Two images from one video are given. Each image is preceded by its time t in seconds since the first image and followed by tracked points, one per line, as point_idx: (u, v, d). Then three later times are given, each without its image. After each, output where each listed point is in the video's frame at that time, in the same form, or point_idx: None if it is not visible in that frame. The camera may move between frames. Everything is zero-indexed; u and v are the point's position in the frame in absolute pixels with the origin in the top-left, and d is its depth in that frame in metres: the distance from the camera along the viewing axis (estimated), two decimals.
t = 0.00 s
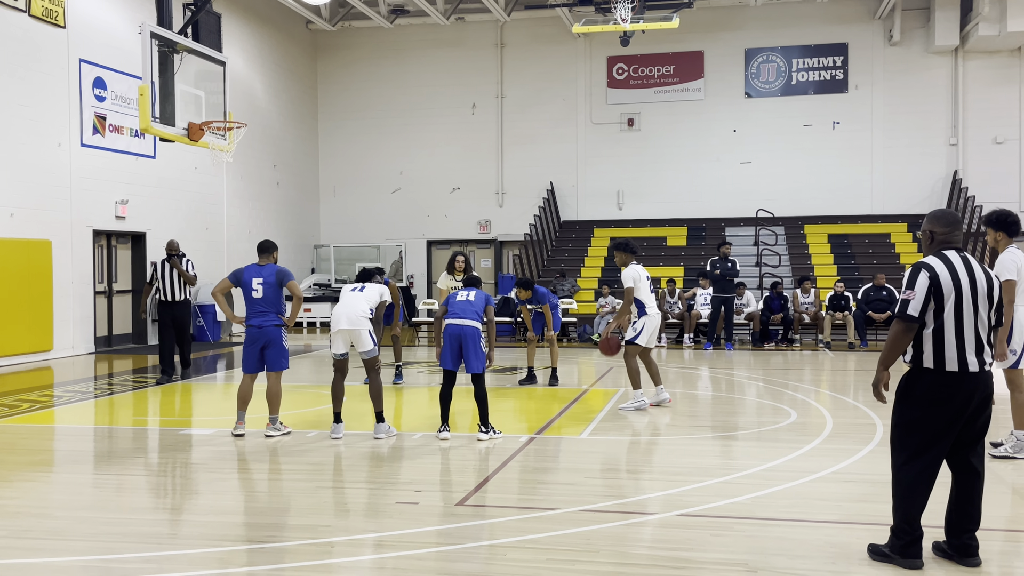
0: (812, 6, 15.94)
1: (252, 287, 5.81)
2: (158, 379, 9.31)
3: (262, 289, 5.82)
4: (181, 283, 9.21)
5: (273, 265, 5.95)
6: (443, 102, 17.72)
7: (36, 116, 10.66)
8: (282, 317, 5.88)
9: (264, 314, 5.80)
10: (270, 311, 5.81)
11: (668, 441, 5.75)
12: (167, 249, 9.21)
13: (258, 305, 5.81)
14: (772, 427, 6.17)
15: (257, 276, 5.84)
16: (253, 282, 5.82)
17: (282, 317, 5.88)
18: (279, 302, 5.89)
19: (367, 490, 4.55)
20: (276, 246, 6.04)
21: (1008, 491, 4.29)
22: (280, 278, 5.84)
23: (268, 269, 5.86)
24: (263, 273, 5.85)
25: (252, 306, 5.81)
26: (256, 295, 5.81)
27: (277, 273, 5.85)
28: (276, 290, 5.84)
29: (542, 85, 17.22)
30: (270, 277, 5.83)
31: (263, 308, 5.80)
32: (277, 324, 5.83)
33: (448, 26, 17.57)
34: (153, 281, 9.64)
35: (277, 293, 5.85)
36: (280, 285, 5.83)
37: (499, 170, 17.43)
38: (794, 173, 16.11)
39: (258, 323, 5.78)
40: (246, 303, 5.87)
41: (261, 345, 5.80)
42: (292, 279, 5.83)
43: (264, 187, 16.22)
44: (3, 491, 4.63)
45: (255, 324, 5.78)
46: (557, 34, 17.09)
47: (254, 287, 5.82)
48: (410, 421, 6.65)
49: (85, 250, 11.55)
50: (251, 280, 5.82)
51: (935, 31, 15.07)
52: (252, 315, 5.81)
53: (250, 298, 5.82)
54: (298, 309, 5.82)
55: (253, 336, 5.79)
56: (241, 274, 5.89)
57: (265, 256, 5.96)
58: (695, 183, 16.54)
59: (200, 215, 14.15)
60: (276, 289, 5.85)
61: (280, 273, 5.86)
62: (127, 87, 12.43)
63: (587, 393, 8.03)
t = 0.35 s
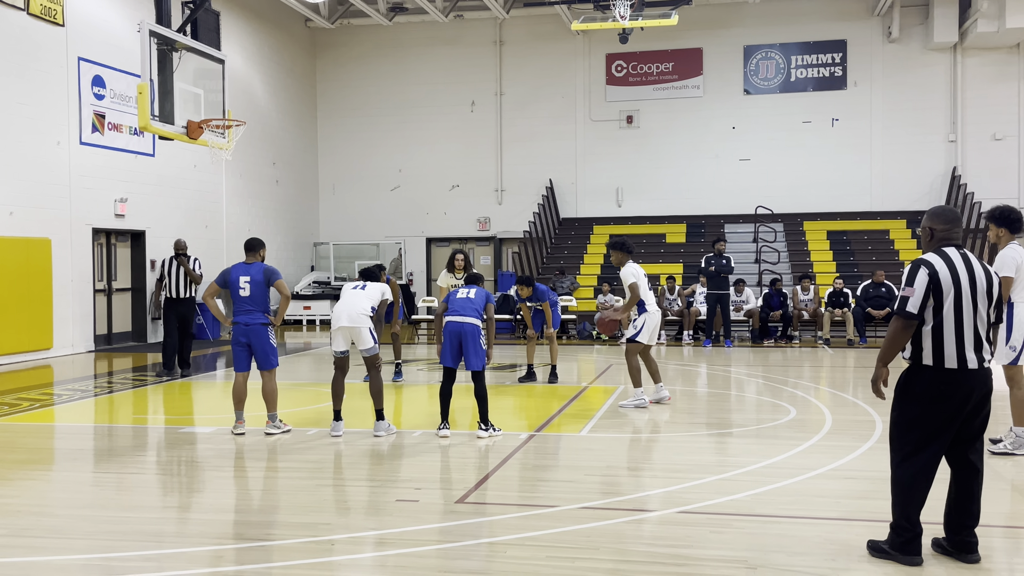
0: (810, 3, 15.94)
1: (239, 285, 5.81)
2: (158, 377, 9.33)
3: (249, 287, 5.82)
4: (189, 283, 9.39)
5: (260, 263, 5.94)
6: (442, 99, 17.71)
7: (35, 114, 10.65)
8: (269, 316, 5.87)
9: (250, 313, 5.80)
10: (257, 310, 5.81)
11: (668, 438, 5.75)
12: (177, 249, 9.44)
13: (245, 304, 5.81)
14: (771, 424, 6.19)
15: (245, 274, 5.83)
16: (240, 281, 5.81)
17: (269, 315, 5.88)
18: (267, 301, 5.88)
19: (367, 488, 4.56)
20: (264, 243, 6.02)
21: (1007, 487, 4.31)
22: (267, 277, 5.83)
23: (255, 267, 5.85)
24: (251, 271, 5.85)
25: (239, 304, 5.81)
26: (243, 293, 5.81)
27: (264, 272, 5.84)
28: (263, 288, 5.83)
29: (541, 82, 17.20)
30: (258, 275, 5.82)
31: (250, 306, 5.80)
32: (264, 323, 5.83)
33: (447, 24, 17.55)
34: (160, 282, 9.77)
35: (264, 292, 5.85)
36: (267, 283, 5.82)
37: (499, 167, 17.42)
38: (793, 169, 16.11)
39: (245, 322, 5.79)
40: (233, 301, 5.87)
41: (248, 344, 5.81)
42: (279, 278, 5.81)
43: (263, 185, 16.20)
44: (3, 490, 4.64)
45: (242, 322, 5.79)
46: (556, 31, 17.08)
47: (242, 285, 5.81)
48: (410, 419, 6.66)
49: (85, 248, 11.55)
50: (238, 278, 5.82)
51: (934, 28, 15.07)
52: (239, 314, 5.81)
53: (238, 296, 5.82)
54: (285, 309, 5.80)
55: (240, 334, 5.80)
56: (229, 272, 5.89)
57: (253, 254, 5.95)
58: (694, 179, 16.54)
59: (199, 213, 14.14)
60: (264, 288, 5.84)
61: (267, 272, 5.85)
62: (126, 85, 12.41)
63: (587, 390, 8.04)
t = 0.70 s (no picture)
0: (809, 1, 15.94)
1: (230, 284, 5.82)
2: (157, 376, 9.32)
3: (239, 286, 5.82)
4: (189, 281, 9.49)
5: (252, 263, 5.94)
6: (441, 98, 17.70)
7: (34, 113, 10.64)
8: (260, 315, 5.86)
9: (240, 312, 5.79)
10: (247, 310, 5.80)
11: (667, 437, 5.75)
12: (178, 248, 9.56)
13: (236, 303, 5.81)
14: (771, 423, 6.18)
15: (236, 274, 5.84)
16: (231, 280, 5.83)
17: (260, 315, 5.86)
18: (258, 300, 5.87)
19: (367, 487, 4.56)
20: (258, 243, 6.03)
21: (1006, 486, 4.31)
22: (257, 276, 5.82)
23: (246, 266, 5.85)
24: (241, 271, 5.85)
25: (230, 303, 5.82)
26: (234, 292, 5.81)
27: (254, 271, 5.84)
28: (253, 287, 5.83)
29: (540, 81, 17.20)
30: (247, 274, 5.82)
31: (239, 306, 5.79)
32: (254, 322, 5.81)
33: (446, 23, 17.55)
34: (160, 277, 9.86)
35: (254, 292, 5.83)
36: (256, 282, 5.81)
37: (498, 166, 17.42)
38: (792, 168, 16.11)
39: (234, 321, 5.78)
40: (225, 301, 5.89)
41: (239, 344, 5.81)
42: (268, 277, 5.79)
43: (262, 184, 16.20)
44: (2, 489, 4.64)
45: (232, 322, 5.78)
46: (555, 29, 17.07)
47: (232, 284, 5.82)
48: (410, 418, 6.66)
49: (84, 248, 11.54)
50: (229, 278, 5.83)
51: (934, 26, 15.06)
52: (230, 313, 5.82)
53: (229, 296, 5.83)
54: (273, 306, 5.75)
55: (231, 333, 5.80)
56: (222, 272, 5.92)
57: (246, 254, 5.97)
58: (694, 178, 16.53)
59: (198, 212, 14.14)
60: (254, 287, 5.83)
61: (257, 270, 5.84)
62: (125, 84, 12.39)
63: (587, 389, 8.04)
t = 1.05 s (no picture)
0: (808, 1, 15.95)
1: (232, 283, 5.82)
2: (156, 376, 9.31)
3: (241, 285, 5.82)
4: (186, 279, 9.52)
5: (256, 262, 5.92)
6: (440, 97, 17.70)
7: (33, 113, 10.64)
8: (262, 314, 5.83)
9: (242, 311, 5.79)
10: (248, 309, 5.79)
11: (666, 437, 5.76)
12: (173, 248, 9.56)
13: (238, 302, 5.81)
14: (770, 423, 6.18)
15: (239, 272, 5.84)
16: (233, 279, 5.83)
17: (261, 314, 5.84)
18: (260, 300, 5.85)
19: (366, 486, 4.56)
20: (264, 243, 6.01)
21: (1005, 486, 4.31)
22: (259, 275, 5.80)
23: (249, 265, 5.84)
24: (244, 270, 5.84)
25: (232, 302, 5.82)
26: (236, 291, 5.81)
27: (257, 270, 5.81)
28: (255, 286, 5.81)
29: (539, 80, 17.19)
30: (249, 274, 5.80)
31: (241, 304, 5.79)
32: (255, 322, 5.80)
33: (445, 22, 17.54)
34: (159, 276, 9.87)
35: (256, 291, 5.82)
36: (258, 282, 5.78)
37: (497, 165, 17.41)
38: (792, 168, 16.12)
39: (235, 320, 5.79)
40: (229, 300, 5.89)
41: (241, 343, 5.81)
42: (269, 277, 5.76)
43: (262, 184, 16.19)
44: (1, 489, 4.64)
45: (234, 321, 5.79)
46: (555, 29, 17.07)
47: (235, 283, 5.82)
48: (409, 418, 6.66)
49: (83, 247, 11.53)
50: (233, 276, 5.84)
51: (933, 26, 15.07)
52: (232, 312, 5.83)
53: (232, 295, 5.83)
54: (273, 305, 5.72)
55: (233, 332, 5.81)
56: (227, 271, 5.94)
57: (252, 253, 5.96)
58: (693, 178, 16.54)
59: (198, 212, 14.13)
60: (255, 286, 5.81)
61: (260, 269, 5.82)
62: (125, 83, 12.38)
63: (586, 388, 8.04)
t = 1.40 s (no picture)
0: None
1: (248, 280, 5.86)
2: (156, 375, 9.30)
3: (257, 283, 5.86)
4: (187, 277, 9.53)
5: (274, 263, 6.00)
6: (439, 96, 17.69)
7: (32, 111, 10.63)
8: (274, 313, 5.85)
9: (255, 308, 5.80)
10: (262, 306, 5.81)
11: (665, 435, 5.75)
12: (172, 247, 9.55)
13: (252, 299, 5.83)
14: (769, 422, 6.18)
15: (256, 270, 5.90)
16: (250, 276, 5.88)
17: (274, 314, 5.85)
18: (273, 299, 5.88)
19: (365, 485, 4.55)
20: (282, 246, 6.10)
21: (1003, 485, 4.31)
22: (276, 274, 5.86)
23: (266, 264, 5.91)
24: (261, 268, 5.90)
25: (246, 299, 5.84)
26: (251, 288, 5.85)
27: (274, 269, 5.87)
28: (271, 284, 5.86)
29: (538, 79, 17.19)
30: (266, 271, 5.85)
31: (255, 301, 5.82)
32: (268, 320, 5.80)
33: (444, 21, 17.53)
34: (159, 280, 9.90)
35: (271, 289, 5.86)
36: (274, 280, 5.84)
37: (496, 164, 17.41)
38: (790, 167, 16.12)
39: (248, 317, 5.78)
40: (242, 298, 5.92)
41: (251, 341, 5.79)
42: (286, 275, 5.82)
43: (260, 182, 16.18)
44: None
45: (246, 318, 5.79)
46: (554, 28, 17.06)
47: (251, 280, 5.87)
48: (407, 417, 6.66)
49: (81, 246, 11.52)
50: (249, 274, 5.89)
51: (932, 25, 15.08)
52: (245, 309, 5.83)
53: (246, 293, 5.86)
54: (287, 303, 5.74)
55: (244, 330, 5.80)
56: (243, 270, 5.99)
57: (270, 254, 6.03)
58: (692, 177, 16.53)
59: (196, 210, 14.12)
60: (271, 285, 5.86)
61: (277, 269, 5.89)
62: (123, 82, 12.36)
63: (585, 388, 8.04)
